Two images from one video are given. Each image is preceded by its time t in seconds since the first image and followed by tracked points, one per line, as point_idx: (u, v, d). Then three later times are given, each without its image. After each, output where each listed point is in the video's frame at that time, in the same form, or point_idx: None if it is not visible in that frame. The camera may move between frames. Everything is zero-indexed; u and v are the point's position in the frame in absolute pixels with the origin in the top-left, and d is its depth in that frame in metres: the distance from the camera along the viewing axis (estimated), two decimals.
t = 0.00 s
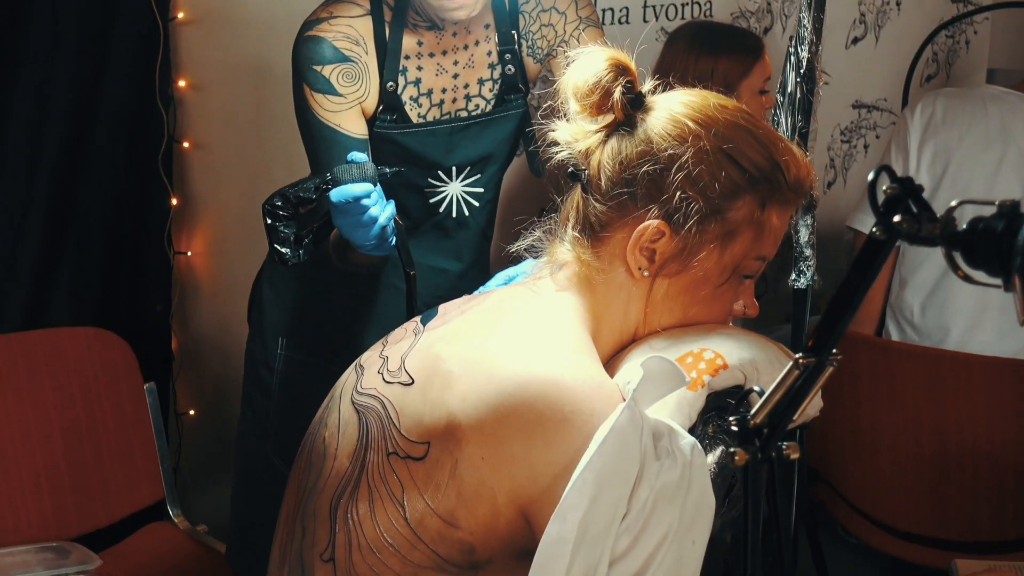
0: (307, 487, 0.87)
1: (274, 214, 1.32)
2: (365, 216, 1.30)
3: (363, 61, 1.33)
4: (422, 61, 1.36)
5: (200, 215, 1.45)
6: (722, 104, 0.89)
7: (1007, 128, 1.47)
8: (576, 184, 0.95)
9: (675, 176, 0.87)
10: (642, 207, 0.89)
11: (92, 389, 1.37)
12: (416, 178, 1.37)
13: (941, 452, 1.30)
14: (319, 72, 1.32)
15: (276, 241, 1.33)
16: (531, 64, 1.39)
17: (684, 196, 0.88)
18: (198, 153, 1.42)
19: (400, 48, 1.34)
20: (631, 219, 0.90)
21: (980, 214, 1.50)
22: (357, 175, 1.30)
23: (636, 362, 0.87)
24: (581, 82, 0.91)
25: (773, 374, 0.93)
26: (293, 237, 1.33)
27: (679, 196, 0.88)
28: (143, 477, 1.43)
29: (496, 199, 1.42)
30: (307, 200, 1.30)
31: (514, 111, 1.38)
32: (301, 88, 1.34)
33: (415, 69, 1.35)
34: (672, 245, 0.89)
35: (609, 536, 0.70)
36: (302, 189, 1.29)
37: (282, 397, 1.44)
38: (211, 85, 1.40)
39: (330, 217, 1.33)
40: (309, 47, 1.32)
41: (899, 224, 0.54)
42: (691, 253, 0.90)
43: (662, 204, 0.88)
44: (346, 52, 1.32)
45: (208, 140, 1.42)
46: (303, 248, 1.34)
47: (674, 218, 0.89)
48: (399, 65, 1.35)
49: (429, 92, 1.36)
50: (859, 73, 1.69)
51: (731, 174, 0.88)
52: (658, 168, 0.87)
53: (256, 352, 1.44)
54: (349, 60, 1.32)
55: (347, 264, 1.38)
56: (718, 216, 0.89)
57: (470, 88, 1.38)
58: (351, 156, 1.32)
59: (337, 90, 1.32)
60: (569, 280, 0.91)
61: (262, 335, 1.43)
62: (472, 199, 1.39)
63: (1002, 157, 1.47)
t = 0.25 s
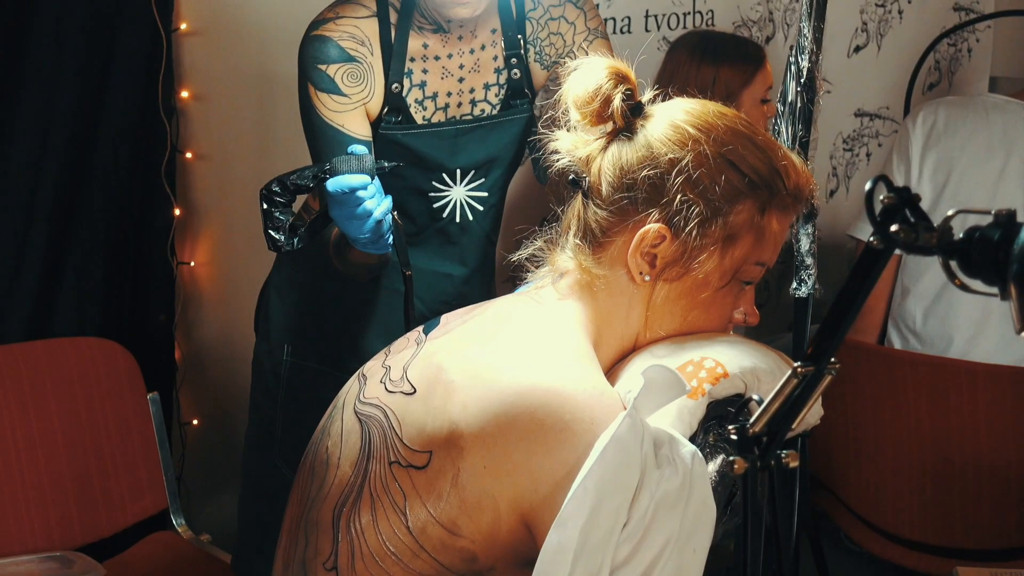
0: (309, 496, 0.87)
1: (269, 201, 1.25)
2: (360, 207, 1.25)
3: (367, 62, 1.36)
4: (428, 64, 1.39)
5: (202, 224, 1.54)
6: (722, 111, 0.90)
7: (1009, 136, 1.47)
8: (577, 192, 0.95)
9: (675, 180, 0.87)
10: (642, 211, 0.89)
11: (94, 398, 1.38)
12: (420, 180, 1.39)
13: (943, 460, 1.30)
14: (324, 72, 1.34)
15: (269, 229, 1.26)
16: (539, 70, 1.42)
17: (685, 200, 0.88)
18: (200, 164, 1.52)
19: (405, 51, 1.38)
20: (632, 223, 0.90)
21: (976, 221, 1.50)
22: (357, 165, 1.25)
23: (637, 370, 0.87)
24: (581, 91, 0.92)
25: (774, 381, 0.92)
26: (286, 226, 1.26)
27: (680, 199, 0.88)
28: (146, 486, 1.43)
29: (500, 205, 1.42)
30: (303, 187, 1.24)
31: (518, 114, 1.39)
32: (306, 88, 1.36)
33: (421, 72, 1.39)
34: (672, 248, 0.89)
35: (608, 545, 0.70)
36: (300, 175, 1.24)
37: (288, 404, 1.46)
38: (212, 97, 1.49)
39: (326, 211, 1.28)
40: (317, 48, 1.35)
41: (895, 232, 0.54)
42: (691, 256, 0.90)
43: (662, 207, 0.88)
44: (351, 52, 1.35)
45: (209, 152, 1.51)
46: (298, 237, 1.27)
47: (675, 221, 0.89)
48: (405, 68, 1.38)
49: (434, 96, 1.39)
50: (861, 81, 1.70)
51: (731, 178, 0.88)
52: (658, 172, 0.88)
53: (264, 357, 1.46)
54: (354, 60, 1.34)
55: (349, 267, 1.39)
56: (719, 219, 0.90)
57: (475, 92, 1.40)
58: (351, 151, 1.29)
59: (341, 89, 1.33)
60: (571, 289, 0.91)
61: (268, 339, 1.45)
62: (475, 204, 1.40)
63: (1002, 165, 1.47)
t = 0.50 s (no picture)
0: (305, 510, 0.87)
1: (268, 216, 1.24)
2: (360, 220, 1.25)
3: (368, 71, 1.35)
4: (427, 73, 1.38)
5: (200, 234, 1.56)
6: (718, 125, 0.90)
7: (1002, 146, 1.48)
8: (573, 203, 0.95)
9: (674, 194, 0.88)
10: (640, 225, 0.90)
11: (93, 410, 1.38)
12: (419, 189, 1.39)
13: (940, 469, 1.30)
14: (324, 80, 1.33)
15: (270, 242, 1.26)
16: (536, 79, 1.44)
17: (683, 214, 0.89)
18: (198, 175, 1.53)
19: (405, 60, 1.37)
20: (629, 237, 0.90)
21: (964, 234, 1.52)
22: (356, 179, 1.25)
23: (631, 382, 0.89)
24: (579, 104, 0.92)
25: (767, 389, 0.94)
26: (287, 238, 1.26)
27: (678, 214, 0.89)
28: (144, 497, 1.43)
29: (498, 213, 1.43)
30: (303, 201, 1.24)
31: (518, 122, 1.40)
32: (305, 96, 1.34)
33: (420, 81, 1.38)
34: (670, 262, 0.90)
35: (606, 559, 0.71)
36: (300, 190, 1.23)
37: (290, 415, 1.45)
38: (211, 108, 1.51)
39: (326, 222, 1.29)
40: (316, 56, 1.33)
41: (884, 243, 0.54)
42: (689, 271, 0.91)
43: (660, 222, 0.89)
44: (351, 61, 1.34)
45: (207, 163, 1.53)
46: (298, 249, 1.28)
47: (672, 236, 0.89)
48: (404, 76, 1.37)
49: (433, 105, 1.39)
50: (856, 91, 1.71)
51: (728, 193, 0.89)
52: (657, 186, 0.88)
53: (265, 367, 1.46)
54: (354, 69, 1.34)
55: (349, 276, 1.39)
56: (716, 234, 0.90)
57: (474, 101, 1.41)
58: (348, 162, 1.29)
59: (342, 98, 1.32)
60: (567, 302, 0.91)
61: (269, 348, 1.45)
62: (474, 212, 1.41)
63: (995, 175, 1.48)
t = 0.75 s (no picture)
0: (301, 523, 0.88)
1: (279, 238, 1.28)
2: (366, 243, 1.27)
3: (374, 89, 1.37)
4: (433, 91, 1.40)
5: (199, 247, 1.57)
6: (713, 140, 0.91)
7: (995, 160, 1.50)
8: (568, 217, 0.96)
9: (669, 211, 0.89)
10: (634, 241, 0.91)
11: (91, 423, 1.38)
12: (423, 206, 1.40)
13: (934, 482, 1.31)
14: (331, 98, 1.34)
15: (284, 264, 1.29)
16: (536, 99, 1.45)
17: (678, 231, 0.90)
18: (197, 188, 1.54)
19: (411, 78, 1.39)
20: (624, 252, 0.91)
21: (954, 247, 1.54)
22: (359, 202, 1.26)
23: (624, 397, 0.89)
24: (574, 119, 0.93)
25: (760, 397, 0.94)
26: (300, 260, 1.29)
27: (672, 230, 0.90)
28: (142, 510, 1.43)
29: (501, 231, 1.45)
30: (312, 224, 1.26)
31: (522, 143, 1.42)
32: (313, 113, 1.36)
33: (426, 98, 1.40)
34: (666, 278, 0.91)
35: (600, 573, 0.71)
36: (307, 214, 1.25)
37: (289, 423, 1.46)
38: (210, 121, 1.53)
39: (335, 242, 1.31)
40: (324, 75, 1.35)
41: (874, 257, 0.56)
42: (683, 286, 0.92)
43: (654, 238, 0.90)
44: (358, 79, 1.36)
45: (206, 176, 1.54)
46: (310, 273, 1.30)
47: (667, 252, 0.90)
48: (410, 94, 1.39)
49: (437, 123, 1.40)
50: (852, 104, 1.72)
51: (723, 209, 0.90)
52: (651, 203, 0.89)
53: (267, 385, 1.46)
54: (360, 87, 1.36)
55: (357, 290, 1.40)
56: (710, 249, 0.91)
57: (478, 119, 1.42)
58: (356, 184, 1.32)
59: (349, 115, 1.34)
60: (562, 316, 0.92)
61: (272, 363, 1.44)
62: (478, 229, 1.42)
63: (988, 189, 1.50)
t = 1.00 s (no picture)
0: (300, 534, 0.88)
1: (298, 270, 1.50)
2: (376, 278, 1.46)
3: (385, 120, 1.46)
4: (441, 119, 1.46)
5: (196, 264, 1.53)
6: (704, 153, 0.93)
7: (991, 174, 1.54)
8: (561, 232, 0.95)
9: (659, 224, 0.90)
10: (626, 254, 0.92)
11: (90, 439, 1.38)
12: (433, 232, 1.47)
13: (929, 494, 1.32)
14: (343, 132, 1.46)
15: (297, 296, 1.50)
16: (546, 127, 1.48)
17: (669, 243, 0.91)
18: (193, 203, 1.51)
19: (420, 108, 1.46)
20: (616, 265, 0.92)
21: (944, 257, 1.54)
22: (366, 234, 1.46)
23: (620, 410, 0.91)
24: (565, 134, 0.92)
25: (756, 412, 0.98)
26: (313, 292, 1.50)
27: (663, 243, 0.91)
28: (141, 525, 1.44)
29: (510, 254, 1.48)
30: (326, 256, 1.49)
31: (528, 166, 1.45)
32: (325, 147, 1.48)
33: (434, 126, 1.46)
34: (658, 290, 0.93)
35: None
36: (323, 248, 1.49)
37: (290, 435, 1.52)
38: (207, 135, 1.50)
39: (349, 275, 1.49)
40: (335, 108, 1.46)
41: (867, 270, 0.56)
42: (675, 299, 0.94)
43: (646, 251, 0.91)
44: (368, 111, 1.45)
45: (202, 191, 1.51)
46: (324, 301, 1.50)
47: (658, 265, 0.92)
48: (420, 123, 1.46)
49: (446, 149, 1.46)
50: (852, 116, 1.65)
51: (713, 222, 0.92)
52: (642, 217, 0.90)
53: (267, 396, 1.52)
54: (371, 119, 1.45)
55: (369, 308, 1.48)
56: (701, 262, 0.93)
57: (485, 144, 1.46)
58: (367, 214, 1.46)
59: (359, 147, 1.45)
60: (556, 329, 0.92)
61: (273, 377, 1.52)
62: (486, 252, 1.47)
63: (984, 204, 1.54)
